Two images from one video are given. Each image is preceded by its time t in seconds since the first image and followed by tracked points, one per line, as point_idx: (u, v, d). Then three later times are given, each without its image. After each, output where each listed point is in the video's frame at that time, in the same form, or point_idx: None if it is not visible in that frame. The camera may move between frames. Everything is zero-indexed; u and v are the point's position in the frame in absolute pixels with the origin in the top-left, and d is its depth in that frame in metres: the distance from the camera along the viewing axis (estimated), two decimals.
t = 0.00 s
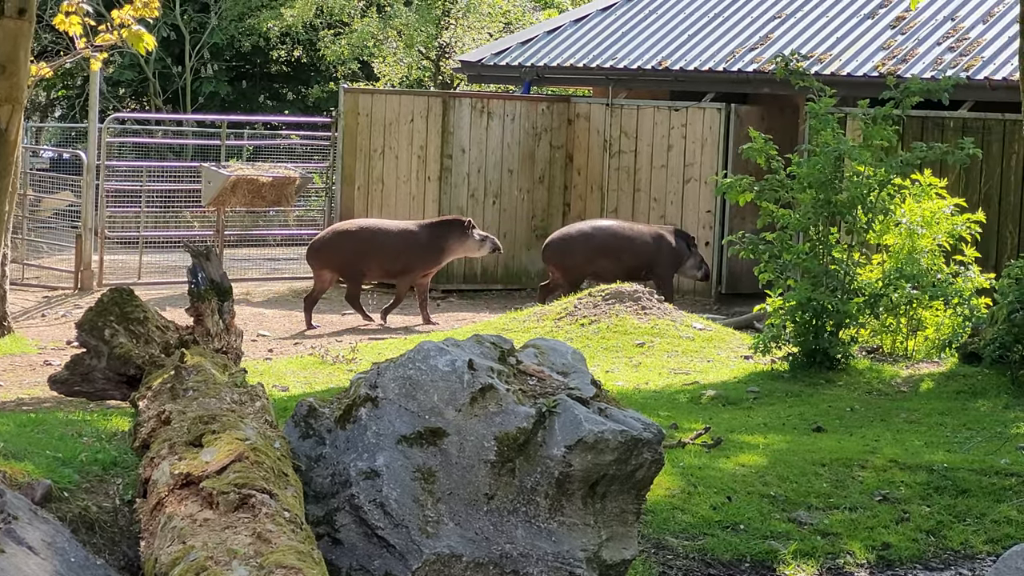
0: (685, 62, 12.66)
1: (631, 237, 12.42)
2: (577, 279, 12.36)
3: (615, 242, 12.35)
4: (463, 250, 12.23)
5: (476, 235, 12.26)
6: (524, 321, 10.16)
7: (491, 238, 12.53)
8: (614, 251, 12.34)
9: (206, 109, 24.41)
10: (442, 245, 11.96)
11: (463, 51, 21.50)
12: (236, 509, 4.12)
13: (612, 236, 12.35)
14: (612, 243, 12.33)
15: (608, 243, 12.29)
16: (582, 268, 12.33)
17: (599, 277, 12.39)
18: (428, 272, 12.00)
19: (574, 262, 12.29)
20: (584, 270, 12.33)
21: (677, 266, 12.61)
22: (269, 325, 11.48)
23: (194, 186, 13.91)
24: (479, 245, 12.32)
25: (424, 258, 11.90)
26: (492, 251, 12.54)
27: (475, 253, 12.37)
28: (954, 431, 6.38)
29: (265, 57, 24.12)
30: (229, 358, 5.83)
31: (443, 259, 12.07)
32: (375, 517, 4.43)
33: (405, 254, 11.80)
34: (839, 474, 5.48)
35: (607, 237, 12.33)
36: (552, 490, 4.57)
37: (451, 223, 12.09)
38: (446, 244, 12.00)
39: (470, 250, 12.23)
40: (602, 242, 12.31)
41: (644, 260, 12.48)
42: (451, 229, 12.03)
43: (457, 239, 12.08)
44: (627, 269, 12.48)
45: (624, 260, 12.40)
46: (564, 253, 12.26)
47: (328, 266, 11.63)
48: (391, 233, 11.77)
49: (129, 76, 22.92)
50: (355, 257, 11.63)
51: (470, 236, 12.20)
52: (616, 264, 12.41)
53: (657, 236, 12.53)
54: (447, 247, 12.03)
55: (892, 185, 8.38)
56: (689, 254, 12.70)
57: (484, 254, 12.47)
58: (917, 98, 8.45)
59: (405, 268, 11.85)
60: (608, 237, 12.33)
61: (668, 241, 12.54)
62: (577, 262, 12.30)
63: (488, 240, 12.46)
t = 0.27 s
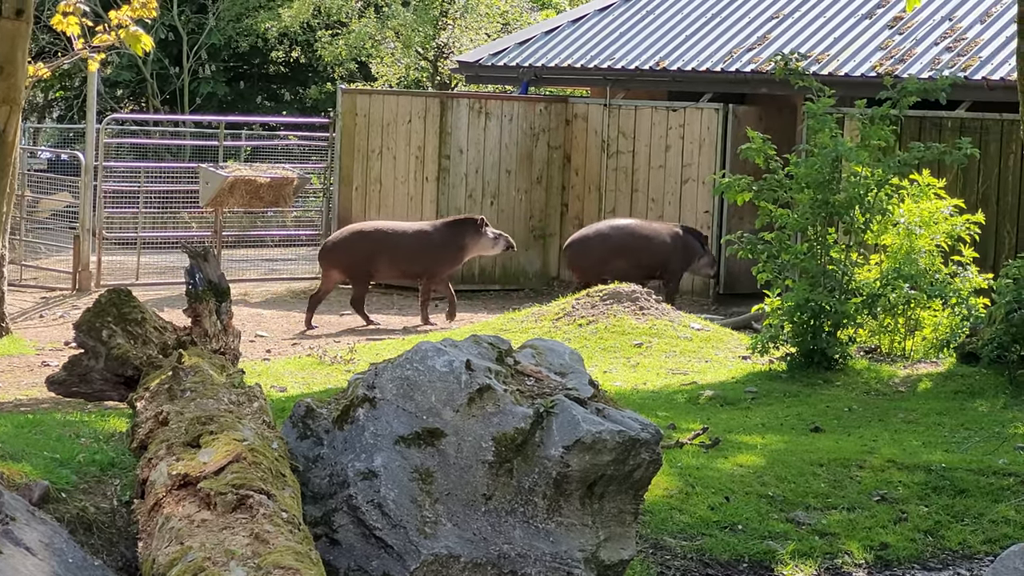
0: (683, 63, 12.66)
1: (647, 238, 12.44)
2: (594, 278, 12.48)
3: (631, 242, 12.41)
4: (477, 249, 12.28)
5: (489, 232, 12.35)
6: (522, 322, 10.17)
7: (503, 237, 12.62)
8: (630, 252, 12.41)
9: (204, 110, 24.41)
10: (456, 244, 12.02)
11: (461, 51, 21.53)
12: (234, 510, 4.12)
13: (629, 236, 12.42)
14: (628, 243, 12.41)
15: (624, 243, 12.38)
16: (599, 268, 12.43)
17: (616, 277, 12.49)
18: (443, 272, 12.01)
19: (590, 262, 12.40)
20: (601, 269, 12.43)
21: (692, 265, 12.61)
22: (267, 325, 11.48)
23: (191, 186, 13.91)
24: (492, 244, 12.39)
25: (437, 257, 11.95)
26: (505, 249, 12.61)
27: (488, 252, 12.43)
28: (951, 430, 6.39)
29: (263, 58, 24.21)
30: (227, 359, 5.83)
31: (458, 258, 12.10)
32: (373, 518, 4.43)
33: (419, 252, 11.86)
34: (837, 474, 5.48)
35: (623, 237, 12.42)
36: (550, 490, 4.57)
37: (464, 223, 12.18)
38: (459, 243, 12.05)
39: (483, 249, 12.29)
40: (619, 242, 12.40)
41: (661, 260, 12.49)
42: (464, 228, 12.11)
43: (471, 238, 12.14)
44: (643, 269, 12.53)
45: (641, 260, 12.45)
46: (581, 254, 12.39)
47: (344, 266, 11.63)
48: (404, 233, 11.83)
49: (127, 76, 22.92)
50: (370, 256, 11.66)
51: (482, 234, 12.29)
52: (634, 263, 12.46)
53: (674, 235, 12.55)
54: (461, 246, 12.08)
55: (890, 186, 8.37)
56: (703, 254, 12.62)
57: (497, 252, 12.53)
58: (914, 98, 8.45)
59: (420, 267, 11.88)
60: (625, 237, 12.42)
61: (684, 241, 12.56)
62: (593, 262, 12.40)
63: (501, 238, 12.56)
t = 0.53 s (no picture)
0: (677, 63, 12.66)
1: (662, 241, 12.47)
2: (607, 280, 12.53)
3: (644, 244, 12.46)
4: (487, 252, 12.22)
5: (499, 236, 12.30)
6: (517, 322, 10.16)
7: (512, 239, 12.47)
8: (643, 254, 12.44)
9: (197, 110, 24.33)
10: (467, 247, 11.97)
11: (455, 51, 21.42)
12: (228, 510, 4.12)
13: (642, 239, 12.46)
14: (641, 245, 12.45)
15: (638, 246, 12.43)
16: (612, 270, 12.48)
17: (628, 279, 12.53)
18: (453, 275, 11.95)
19: (603, 264, 12.45)
20: (614, 272, 12.49)
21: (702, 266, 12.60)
22: (260, 326, 11.47)
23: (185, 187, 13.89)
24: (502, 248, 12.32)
25: (447, 260, 11.91)
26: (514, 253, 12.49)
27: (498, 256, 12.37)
28: (946, 431, 6.38)
29: (257, 57, 24.29)
30: (221, 359, 5.83)
31: (469, 261, 12.06)
32: (367, 518, 4.43)
33: (429, 254, 11.81)
34: (831, 474, 5.47)
35: (637, 239, 12.46)
36: (545, 491, 4.57)
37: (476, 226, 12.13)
38: (470, 245, 12.01)
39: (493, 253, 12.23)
40: (634, 245, 12.45)
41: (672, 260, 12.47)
42: (475, 231, 12.07)
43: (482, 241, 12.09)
44: (655, 271, 12.53)
45: (653, 262, 12.47)
46: (595, 255, 12.45)
47: (352, 264, 11.67)
48: (416, 234, 11.81)
49: (120, 77, 22.87)
50: (378, 255, 11.67)
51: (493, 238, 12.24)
52: (648, 266, 12.50)
53: (687, 237, 12.53)
54: (472, 249, 12.04)
55: (884, 186, 8.37)
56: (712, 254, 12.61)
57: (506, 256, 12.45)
58: (908, 98, 8.44)
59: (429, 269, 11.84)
60: (640, 240, 12.46)
61: (699, 242, 12.59)
62: (606, 264, 12.46)
63: (511, 242, 12.43)
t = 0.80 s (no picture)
0: (664, 63, 12.66)
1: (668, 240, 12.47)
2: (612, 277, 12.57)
3: (650, 244, 12.46)
4: (489, 255, 12.15)
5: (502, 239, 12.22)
6: (504, 322, 10.16)
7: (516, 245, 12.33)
8: (648, 253, 12.45)
9: (183, 111, 24.30)
10: (469, 249, 11.93)
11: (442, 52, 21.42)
12: (215, 511, 4.11)
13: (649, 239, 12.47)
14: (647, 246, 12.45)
15: (643, 245, 12.43)
16: (617, 267, 12.52)
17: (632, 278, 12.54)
18: (454, 278, 11.89)
19: (609, 261, 12.49)
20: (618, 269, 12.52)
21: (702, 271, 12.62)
22: (248, 327, 11.46)
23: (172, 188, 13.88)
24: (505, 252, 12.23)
25: (450, 262, 11.87)
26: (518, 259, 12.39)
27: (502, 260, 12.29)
28: (933, 431, 6.39)
29: (244, 58, 24.28)
30: (208, 361, 5.83)
31: (471, 264, 12.00)
32: (354, 519, 4.43)
33: (431, 255, 11.79)
34: (818, 474, 5.48)
35: (644, 240, 12.47)
36: (532, 491, 4.56)
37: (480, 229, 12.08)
38: (472, 247, 11.97)
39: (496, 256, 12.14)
40: (640, 245, 12.45)
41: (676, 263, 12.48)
42: (477, 234, 12.02)
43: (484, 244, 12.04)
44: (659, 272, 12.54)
45: (658, 263, 12.46)
46: (600, 254, 12.50)
47: (352, 263, 11.79)
48: (419, 234, 11.81)
49: (106, 77, 22.83)
50: (380, 254, 11.74)
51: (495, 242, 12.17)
52: (652, 267, 12.51)
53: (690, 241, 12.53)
54: (474, 252, 11.99)
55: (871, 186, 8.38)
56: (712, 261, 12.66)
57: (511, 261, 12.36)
58: (895, 98, 8.45)
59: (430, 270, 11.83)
60: (647, 241, 12.46)
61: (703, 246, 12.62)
62: (612, 262, 12.49)
63: (515, 247, 12.31)
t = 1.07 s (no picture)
0: (654, 63, 12.67)
1: (679, 240, 12.52)
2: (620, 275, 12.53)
3: (659, 242, 12.49)
4: (492, 255, 12.19)
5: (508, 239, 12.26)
6: (493, 323, 10.15)
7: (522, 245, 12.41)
8: (658, 250, 12.46)
9: (173, 112, 24.27)
10: (471, 249, 11.96)
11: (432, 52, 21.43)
12: (205, 512, 4.10)
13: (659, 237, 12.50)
14: (657, 243, 12.48)
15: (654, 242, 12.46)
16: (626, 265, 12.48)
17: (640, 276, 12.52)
18: (454, 277, 11.96)
19: (620, 259, 12.46)
20: (628, 267, 12.49)
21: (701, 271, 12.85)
22: (238, 327, 11.44)
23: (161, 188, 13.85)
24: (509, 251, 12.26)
25: (452, 263, 11.90)
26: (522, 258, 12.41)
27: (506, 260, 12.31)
28: (922, 431, 6.41)
29: (233, 59, 24.26)
30: (197, 362, 5.83)
31: (473, 263, 12.04)
32: (344, 520, 4.43)
33: (433, 255, 11.79)
34: (807, 475, 5.48)
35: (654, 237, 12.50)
36: (522, 491, 4.56)
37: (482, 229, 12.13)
38: (474, 247, 12.00)
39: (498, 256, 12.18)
40: (651, 242, 12.47)
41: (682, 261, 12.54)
42: (480, 234, 12.07)
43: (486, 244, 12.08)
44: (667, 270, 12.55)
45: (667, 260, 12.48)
46: (610, 254, 12.47)
47: (354, 266, 11.79)
48: (422, 235, 11.81)
49: (95, 78, 22.78)
50: (382, 255, 11.72)
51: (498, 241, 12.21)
52: (661, 267, 12.52)
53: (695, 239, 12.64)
54: (477, 251, 12.02)
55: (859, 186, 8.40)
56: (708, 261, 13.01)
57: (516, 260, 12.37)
58: (884, 98, 8.46)
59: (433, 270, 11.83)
60: (657, 238, 12.49)
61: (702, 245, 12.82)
62: (622, 260, 12.47)
63: (520, 248, 12.37)
